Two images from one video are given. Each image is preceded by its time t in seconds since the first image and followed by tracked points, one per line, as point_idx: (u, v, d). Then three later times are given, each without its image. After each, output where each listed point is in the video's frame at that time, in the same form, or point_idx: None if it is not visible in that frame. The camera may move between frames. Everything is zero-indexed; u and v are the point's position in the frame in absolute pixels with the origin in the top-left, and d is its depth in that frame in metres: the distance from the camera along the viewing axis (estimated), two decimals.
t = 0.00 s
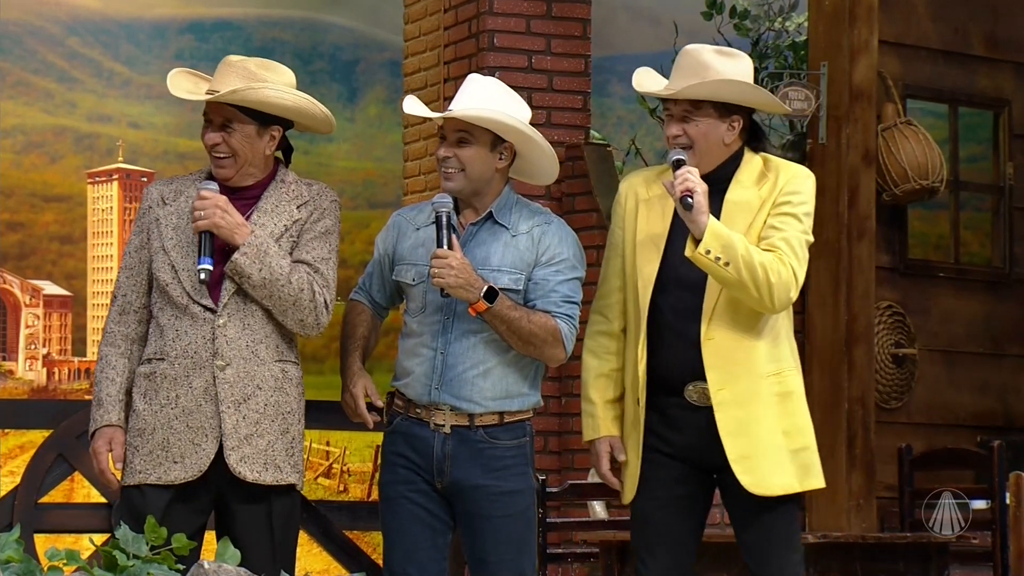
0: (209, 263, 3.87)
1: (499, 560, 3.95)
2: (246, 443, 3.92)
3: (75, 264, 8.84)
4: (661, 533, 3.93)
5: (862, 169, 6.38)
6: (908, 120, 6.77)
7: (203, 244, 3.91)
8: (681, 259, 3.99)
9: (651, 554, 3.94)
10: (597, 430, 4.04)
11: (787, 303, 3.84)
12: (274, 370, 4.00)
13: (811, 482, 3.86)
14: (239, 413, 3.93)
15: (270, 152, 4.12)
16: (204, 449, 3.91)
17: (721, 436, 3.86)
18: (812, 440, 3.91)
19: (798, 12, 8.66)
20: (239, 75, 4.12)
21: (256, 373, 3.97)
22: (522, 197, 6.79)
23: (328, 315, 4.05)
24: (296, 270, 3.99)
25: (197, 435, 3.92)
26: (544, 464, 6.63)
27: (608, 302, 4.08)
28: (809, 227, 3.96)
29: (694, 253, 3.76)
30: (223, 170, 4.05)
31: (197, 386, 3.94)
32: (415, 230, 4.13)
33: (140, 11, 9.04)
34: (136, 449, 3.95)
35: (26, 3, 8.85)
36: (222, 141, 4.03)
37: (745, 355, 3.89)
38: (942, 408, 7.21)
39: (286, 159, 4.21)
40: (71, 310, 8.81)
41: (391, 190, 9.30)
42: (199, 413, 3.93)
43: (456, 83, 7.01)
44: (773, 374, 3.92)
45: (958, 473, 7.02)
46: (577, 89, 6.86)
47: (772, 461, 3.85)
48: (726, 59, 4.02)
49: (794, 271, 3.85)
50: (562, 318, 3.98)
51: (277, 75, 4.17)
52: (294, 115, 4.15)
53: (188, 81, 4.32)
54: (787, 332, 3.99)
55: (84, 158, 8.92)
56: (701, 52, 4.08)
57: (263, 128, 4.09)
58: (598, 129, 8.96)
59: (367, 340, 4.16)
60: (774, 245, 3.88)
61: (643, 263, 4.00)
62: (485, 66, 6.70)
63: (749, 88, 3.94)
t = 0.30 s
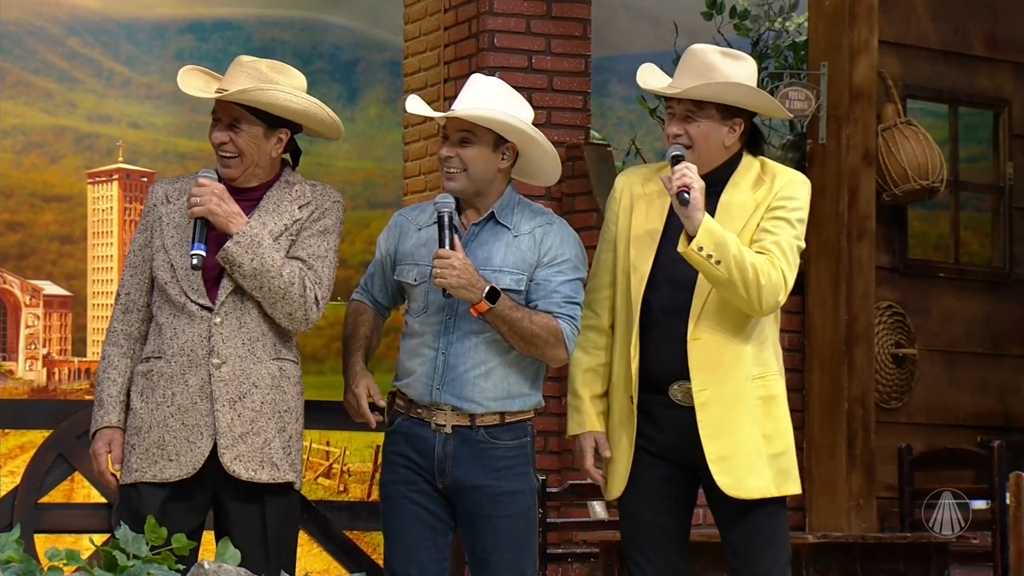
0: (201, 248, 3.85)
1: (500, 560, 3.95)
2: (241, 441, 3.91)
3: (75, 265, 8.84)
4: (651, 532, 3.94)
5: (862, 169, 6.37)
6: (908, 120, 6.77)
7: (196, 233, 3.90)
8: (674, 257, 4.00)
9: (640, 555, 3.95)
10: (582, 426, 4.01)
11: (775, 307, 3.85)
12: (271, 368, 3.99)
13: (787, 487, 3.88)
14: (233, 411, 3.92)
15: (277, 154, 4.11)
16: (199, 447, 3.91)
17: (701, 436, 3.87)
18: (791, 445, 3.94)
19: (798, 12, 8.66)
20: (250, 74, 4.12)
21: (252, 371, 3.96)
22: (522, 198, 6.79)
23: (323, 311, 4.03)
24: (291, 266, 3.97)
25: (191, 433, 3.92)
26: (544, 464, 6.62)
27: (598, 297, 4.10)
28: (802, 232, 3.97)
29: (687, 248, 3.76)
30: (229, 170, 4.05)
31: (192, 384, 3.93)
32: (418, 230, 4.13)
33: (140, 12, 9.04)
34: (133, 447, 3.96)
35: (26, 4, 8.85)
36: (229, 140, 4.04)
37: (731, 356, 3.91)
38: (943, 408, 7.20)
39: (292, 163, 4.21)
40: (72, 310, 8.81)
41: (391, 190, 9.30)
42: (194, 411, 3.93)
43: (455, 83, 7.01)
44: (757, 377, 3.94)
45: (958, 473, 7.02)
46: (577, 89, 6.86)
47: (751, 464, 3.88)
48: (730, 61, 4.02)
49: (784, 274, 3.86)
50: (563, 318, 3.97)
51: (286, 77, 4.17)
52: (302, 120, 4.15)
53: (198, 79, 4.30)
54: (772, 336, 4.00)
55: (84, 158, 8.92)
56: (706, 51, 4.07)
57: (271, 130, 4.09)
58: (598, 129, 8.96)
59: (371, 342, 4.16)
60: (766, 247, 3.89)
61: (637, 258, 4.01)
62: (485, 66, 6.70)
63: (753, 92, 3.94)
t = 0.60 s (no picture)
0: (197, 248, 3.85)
1: (501, 561, 3.95)
2: (235, 440, 3.91)
3: (75, 265, 8.84)
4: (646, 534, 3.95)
5: (862, 169, 6.37)
6: (908, 120, 6.77)
7: (194, 230, 3.90)
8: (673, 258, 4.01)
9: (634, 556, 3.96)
10: (575, 418, 4.02)
11: (767, 317, 3.85)
12: (268, 367, 3.99)
13: (773, 497, 3.89)
14: (228, 410, 3.92)
15: (277, 154, 4.11)
16: (193, 446, 3.90)
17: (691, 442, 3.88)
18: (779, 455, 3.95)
19: (797, 12, 8.66)
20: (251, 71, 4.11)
21: (247, 370, 3.96)
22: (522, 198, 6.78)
23: (319, 311, 4.02)
24: (286, 265, 3.97)
25: (186, 432, 3.91)
26: (544, 464, 6.62)
27: (597, 293, 4.12)
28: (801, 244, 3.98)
29: (683, 251, 3.77)
30: (229, 168, 4.06)
31: (188, 383, 3.93)
32: (419, 230, 4.12)
33: (140, 11, 9.04)
34: (128, 446, 3.96)
35: (26, 4, 8.85)
36: (229, 139, 4.04)
37: (725, 365, 3.90)
38: (942, 408, 7.20)
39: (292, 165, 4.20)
40: (72, 310, 8.81)
41: (391, 190, 9.30)
42: (189, 409, 3.93)
43: (455, 83, 7.01)
44: (749, 387, 3.94)
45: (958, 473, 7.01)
46: (577, 89, 6.86)
47: (740, 473, 3.88)
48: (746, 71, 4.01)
49: (779, 286, 3.85)
50: (565, 318, 3.97)
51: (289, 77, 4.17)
52: (302, 121, 4.15)
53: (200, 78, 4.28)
54: (765, 346, 4.00)
55: (84, 158, 8.92)
56: (722, 57, 4.06)
57: (271, 130, 4.09)
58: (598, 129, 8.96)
59: (372, 341, 4.16)
60: (763, 258, 3.89)
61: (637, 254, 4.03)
62: (485, 66, 6.70)
63: (766, 106, 3.94)
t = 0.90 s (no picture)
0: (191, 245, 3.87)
1: (501, 561, 3.95)
2: (231, 439, 3.90)
3: (75, 265, 8.84)
4: (644, 533, 3.95)
5: (862, 169, 6.37)
6: (908, 120, 6.77)
7: (189, 228, 3.92)
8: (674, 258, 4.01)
9: (633, 556, 3.97)
10: (573, 416, 4.02)
11: (766, 320, 3.86)
12: (263, 366, 3.99)
13: (768, 500, 3.89)
14: (224, 409, 3.92)
15: (272, 154, 4.11)
16: (189, 446, 3.91)
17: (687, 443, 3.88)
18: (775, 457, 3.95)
19: (798, 11, 8.65)
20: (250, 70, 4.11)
21: (242, 369, 3.96)
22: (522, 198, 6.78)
23: (314, 309, 4.02)
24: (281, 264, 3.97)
25: (182, 431, 3.91)
26: (544, 464, 6.62)
27: (597, 292, 4.13)
28: (802, 247, 3.97)
29: (683, 253, 3.77)
30: (224, 167, 4.06)
31: (183, 383, 3.93)
32: (420, 231, 4.12)
33: (140, 11, 9.04)
34: (125, 445, 3.96)
35: (26, 3, 8.85)
36: (223, 138, 4.04)
37: (723, 367, 3.90)
38: (943, 408, 7.20)
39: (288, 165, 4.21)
40: (72, 310, 8.81)
41: (391, 190, 9.30)
42: (185, 409, 3.92)
43: (455, 83, 7.01)
44: (746, 389, 3.94)
45: (958, 473, 7.01)
46: (577, 89, 6.86)
47: (735, 474, 3.89)
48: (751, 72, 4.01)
49: (778, 288, 3.85)
50: (566, 318, 3.98)
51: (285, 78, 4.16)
52: (299, 121, 4.15)
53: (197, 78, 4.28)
54: (765, 348, 4.00)
55: (84, 158, 8.92)
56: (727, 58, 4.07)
57: (267, 129, 4.09)
58: (598, 129, 8.96)
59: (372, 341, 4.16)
60: (763, 260, 3.89)
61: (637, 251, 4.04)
62: (485, 66, 6.70)
63: (770, 107, 3.94)
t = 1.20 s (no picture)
0: (175, 234, 3.88)
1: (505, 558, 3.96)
2: (215, 434, 3.89)
3: (74, 264, 8.84)
4: (643, 534, 3.93)
5: (862, 168, 6.38)
6: (908, 119, 6.77)
7: (174, 219, 3.93)
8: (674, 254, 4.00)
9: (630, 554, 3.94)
10: (573, 413, 4.03)
11: (766, 317, 3.85)
12: (249, 361, 3.97)
13: (776, 496, 3.88)
14: (209, 404, 3.91)
15: (262, 150, 4.12)
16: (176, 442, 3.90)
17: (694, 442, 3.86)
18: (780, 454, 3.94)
19: (798, 11, 8.66)
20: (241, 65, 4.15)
21: (227, 363, 3.94)
22: (521, 197, 6.78)
23: (301, 303, 4.00)
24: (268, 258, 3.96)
25: (170, 427, 3.91)
26: (544, 464, 6.62)
27: (595, 288, 4.12)
28: (802, 245, 3.98)
29: (684, 250, 3.77)
30: (212, 157, 4.07)
31: (170, 378, 3.93)
32: (404, 239, 4.13)
33: (140, 11, 9.05)
34: (117, 444, 3.97)
35: (25, 3, 8.85)
36: (215, 127, 4.08)
37: (727, 363, 3.90)
38: (942, 408, 7.21)
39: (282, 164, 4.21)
40: (71, 310, 8.81)
41: (390, 190, 9.30)
42: (172, 405, 3.92)
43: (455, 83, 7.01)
44: (750, 385, 3.94)
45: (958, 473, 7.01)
46: (577, 88, 6.86)
47: (743, 472, 3.87)
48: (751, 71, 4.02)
49: (779, 285, 3.85)
50: (564, 301, 4.01)
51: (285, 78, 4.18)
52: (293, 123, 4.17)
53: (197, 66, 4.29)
54: (765, 346, 4.00)
55: (84, 157, 8.92)
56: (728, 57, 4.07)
57: (258, 124, 4.12)
58: (598, 129, 8.96)
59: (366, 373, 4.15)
60: (764, 257, 3.89)
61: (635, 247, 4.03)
62: (484, 66, 6.70)
63: (769, 106, 3.94)
